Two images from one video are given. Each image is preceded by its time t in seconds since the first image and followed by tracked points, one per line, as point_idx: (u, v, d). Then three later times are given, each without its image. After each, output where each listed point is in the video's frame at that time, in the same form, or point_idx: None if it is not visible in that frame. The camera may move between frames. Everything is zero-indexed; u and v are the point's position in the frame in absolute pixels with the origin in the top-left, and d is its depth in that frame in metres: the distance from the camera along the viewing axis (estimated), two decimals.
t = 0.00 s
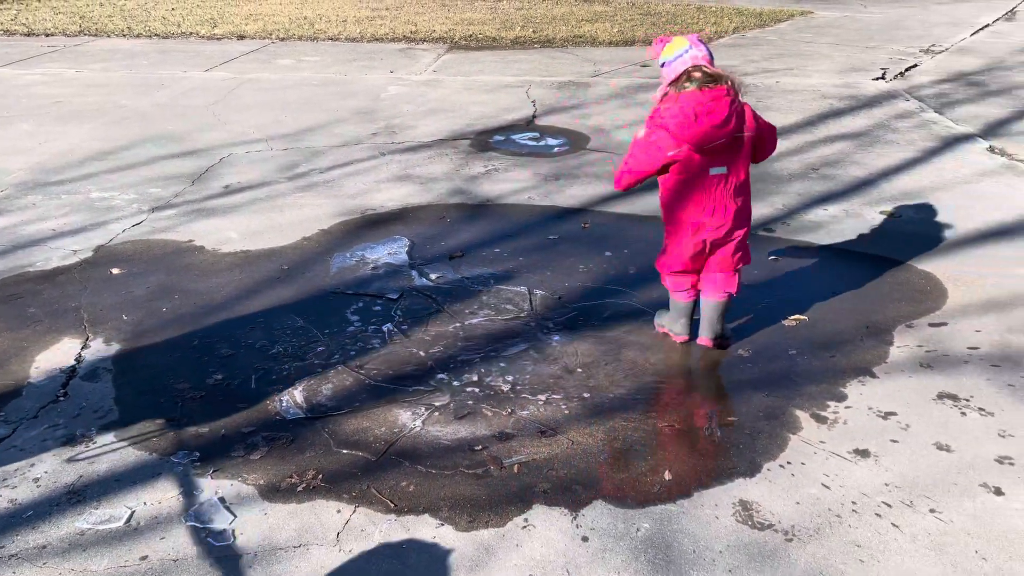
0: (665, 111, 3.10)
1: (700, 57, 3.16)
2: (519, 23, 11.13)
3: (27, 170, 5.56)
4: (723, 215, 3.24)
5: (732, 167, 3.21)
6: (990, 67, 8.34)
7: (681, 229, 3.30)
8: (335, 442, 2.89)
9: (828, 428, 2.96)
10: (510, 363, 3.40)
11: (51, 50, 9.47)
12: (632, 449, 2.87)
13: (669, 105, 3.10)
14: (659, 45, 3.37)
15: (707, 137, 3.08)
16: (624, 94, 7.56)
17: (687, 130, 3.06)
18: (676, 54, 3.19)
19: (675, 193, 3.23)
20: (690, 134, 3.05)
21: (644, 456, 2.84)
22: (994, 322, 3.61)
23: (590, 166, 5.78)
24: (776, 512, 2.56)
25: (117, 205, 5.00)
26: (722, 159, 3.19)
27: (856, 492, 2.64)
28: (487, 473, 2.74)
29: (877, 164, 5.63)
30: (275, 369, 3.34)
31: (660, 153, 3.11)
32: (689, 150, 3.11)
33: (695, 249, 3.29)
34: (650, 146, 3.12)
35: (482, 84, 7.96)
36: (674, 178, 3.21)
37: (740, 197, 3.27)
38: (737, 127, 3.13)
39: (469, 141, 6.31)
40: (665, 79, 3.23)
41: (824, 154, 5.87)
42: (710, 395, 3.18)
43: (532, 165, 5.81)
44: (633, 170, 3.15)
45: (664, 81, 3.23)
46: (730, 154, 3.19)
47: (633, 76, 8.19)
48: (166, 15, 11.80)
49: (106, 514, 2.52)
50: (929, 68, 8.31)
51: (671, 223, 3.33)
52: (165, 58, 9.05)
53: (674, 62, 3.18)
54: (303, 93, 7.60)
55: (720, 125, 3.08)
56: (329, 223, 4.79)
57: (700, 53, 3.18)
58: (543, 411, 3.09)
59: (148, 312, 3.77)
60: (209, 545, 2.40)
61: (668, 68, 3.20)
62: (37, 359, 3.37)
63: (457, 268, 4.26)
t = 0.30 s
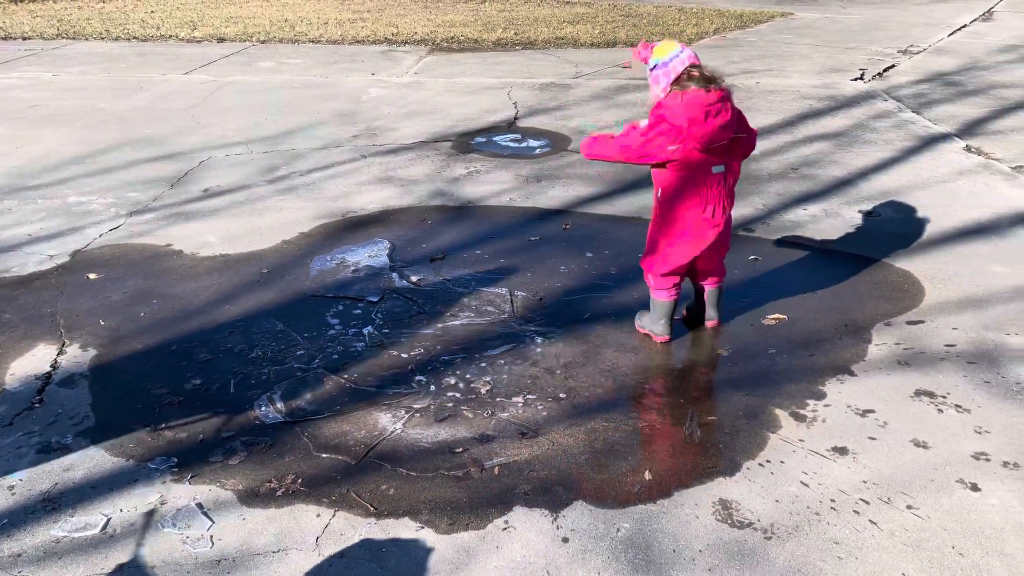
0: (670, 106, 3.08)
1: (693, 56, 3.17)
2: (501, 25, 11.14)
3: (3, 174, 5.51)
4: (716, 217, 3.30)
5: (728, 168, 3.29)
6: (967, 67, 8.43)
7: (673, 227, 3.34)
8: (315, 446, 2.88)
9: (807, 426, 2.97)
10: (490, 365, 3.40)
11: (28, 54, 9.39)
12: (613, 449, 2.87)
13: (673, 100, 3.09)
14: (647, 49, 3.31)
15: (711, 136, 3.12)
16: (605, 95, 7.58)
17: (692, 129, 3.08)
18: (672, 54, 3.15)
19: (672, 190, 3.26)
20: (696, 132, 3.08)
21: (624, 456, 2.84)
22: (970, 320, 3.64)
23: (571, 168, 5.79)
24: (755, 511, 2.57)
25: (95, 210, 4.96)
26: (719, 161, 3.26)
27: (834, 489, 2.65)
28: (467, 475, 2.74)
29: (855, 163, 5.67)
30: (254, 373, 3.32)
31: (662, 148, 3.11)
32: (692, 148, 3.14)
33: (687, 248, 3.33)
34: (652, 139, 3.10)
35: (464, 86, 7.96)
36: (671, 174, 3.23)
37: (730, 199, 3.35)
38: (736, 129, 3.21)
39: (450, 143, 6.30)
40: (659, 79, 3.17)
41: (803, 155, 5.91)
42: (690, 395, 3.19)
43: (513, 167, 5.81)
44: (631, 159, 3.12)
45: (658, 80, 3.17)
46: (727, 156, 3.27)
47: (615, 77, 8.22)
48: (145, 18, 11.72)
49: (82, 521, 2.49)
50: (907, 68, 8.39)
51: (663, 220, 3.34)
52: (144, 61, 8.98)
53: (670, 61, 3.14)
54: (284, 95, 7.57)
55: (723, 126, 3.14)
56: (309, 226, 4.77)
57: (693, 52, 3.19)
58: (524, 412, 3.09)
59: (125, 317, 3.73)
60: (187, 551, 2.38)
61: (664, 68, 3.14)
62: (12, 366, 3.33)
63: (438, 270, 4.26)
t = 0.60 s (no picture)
0: (703, 101, 3.09)
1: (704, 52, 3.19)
2: (490, 27, 11.14)
3: None
4: (738, 209, 3.36)
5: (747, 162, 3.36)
6: (953, 67, 8.48)
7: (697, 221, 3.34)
8: (304, 449, 2.87)
9: (797, 425, 2.98)
10: (480, 365, 3.40)
11: (14, 56, 9.32)
12: (604, 450, 2.87)
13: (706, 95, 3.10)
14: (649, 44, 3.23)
15: (739, 130, 3.17)
16: (595, 96, 7.58)
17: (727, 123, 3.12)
18: (689, 48, 3.13)
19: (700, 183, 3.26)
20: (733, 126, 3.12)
21: (615, 457, 2.84)
22: (958, 318, 3.66)
23: (561, 169, 5.79)
24: (745, 510, 2.57)
25: (82, 212, 4.93)
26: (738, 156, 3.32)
27: (824, 488, 2.66)
28: (458, 477, 2.73)
29: (843, 164, 5.69)
30: (244, 375, 3.30)
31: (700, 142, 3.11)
32: (723, 142, 3.18)
33: (711, 242, 3.34)
34: (691, 133, 3.08)
35: (453, 87, 7.95)
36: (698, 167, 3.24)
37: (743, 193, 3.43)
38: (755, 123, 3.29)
39: (440, 145, 6.30)
40: (677, 73, 3.12)
41: (792, 155, 5.93)
42: (679, 394, 3.20)
43: (503, 168, 5.81)
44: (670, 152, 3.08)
45: (676, 74, 3.12)
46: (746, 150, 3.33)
47: (604, 78, 8.23)
48: (132, 19, 11.67)
49: (70, 526, 2.47)
50: (894, 69, 8.43)
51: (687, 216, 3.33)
52: (132, 63, 8.94)
53: (689, 55, 3.12)
54: (273, 97, 7.56)
55: (747, 120, 3.20)
56: (298, 228, 4.76)
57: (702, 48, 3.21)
58: (514, 413, 3.09)
59: (113, 320, 3.71)
60: (176, 555, 2.37)
61: (684, 62, 3.11)
62: None
63: (428, 272, 4.25)
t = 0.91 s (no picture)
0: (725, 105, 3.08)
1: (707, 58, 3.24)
2: (486, 28, 11.15)
3: None
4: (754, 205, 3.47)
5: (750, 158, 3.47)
6: (948, 69, 8.50)
7: (730, 226, 3.37)
8: (301, 451, 2.86)
9: (794, 426, 2.99)
10: (477, 366, 3.40)
11: (8, 57, 9.28)
12: (601, 451, 2.87)
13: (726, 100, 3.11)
14: (655, 50, 3.23)
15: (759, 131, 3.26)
16: (590, 97, 7.59)
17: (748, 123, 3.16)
18: (699, 55, 3.16)
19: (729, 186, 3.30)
20: (757, 126, 3.20)
21: (612, 457, 2.84)
22: (953, 319, 3.67)
23: (557, 170, 5.79)
24: (743, 511, 2.58)
25: (78, 214, 4.91)
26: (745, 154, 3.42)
27: (821, 488, 2.67)
28: (455, 478, 2.73)
29: (839, 165, 5.71)
30: (240, 377, 3.30)
31: (735, 147, 3.12)
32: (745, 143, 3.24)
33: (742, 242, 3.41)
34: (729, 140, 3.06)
35: (449, 88, 7.95)
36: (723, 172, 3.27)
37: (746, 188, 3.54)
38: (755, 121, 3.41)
39: (436, 146, 6.30)
40: (690, 80, 3.14)
41: (788, 156, 5.95)
42: (676, 395, 3.20)
43: (499, 169, 5.81)
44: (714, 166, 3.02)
45: (691, 80, 3.13)
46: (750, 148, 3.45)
47: (600, 80, 8.24)
48: (128, 21, 11.64)
49: (67, 528, 2.47)
50: (889, 71, 8.45)
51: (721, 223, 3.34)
52: (127, 65, 8.92)
53: (700, 61, 3.15)
54: (269, 98, 7.55)
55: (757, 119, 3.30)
56: (294, 230, 4.75)
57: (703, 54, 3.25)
58: (511, 414, 3.09)
59: (109, 322, 3.70)
60: (173, 557, 2.36)
61: (697, 69, 3.13)
62: None
63: (425, 273, 4.25)
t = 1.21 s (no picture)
0: (756, 118, 3.17)
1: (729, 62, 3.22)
2: (486, 29, 11.16)
3: None
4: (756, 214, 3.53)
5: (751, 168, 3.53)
6: (948, 71, 8.52)
7: (744, 234, 3.35)
8: (304, 451, 2.87)
9: (795, 427, 3.00)
10: (479, 367, 3.40)
11: (9, 58, 9.28)
12: (603, 452, 2.88)
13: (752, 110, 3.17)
14: (684, 44, 3.15)
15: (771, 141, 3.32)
16: (591, 99, 7.60)
17: (771, 135, 3.25)
18: (728, 58, 3.13)
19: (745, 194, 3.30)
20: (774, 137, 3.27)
21: (614, 458, 2.85)
22: (954, 321, 3.68)
23: (558, 171, 5.80)
24: (745, 511, 2.58)
25: (79, 214, 4.92)
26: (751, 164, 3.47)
27: (823, 489, 2.67)
28: (457, 478, 2.73)
29: (839, 166, 5.72)
30: (242, 378, 3.30)
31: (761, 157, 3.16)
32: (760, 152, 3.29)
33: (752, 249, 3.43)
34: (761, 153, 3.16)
35: (450, 89, 7.96)
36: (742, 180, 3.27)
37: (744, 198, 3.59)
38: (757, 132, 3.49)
39: (437, 147, 6.30)
40: (716, 82, 3.11)
41: (788, 158, 5.95)
42: (676, 397, 3.21)
43: (500, 171, 5.82)
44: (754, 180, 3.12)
45: (718, 83, 3.11)
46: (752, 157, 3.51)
47: (600, 81, 8.25)
48: (128, 21, 11.65)
49: (70, 528, 2.47)
50: (889, 72, 8.46)
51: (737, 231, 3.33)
52: (127, 65, 8.93)
53: (729, 65, 3.12)
54: (270, 99, 7.55)
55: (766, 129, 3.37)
56: (296, 230, 4.75)
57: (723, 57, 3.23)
58: (513, 415, 3.09)
59: (110, 322, 3.70)
60: (176, 558, 2.37)
61: (726, 73, 3.10)
62: None
63: (426, 274, 4.26)
